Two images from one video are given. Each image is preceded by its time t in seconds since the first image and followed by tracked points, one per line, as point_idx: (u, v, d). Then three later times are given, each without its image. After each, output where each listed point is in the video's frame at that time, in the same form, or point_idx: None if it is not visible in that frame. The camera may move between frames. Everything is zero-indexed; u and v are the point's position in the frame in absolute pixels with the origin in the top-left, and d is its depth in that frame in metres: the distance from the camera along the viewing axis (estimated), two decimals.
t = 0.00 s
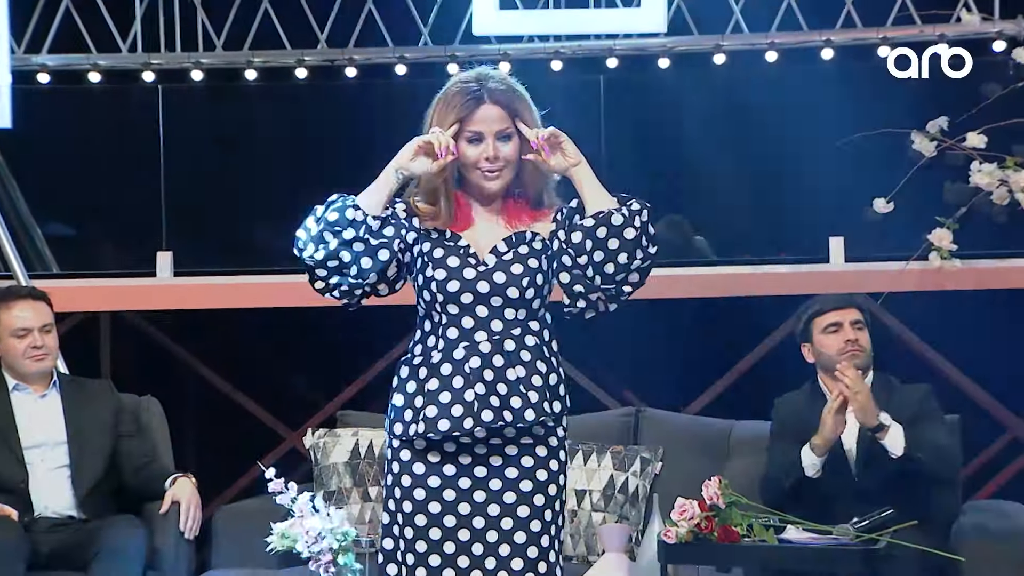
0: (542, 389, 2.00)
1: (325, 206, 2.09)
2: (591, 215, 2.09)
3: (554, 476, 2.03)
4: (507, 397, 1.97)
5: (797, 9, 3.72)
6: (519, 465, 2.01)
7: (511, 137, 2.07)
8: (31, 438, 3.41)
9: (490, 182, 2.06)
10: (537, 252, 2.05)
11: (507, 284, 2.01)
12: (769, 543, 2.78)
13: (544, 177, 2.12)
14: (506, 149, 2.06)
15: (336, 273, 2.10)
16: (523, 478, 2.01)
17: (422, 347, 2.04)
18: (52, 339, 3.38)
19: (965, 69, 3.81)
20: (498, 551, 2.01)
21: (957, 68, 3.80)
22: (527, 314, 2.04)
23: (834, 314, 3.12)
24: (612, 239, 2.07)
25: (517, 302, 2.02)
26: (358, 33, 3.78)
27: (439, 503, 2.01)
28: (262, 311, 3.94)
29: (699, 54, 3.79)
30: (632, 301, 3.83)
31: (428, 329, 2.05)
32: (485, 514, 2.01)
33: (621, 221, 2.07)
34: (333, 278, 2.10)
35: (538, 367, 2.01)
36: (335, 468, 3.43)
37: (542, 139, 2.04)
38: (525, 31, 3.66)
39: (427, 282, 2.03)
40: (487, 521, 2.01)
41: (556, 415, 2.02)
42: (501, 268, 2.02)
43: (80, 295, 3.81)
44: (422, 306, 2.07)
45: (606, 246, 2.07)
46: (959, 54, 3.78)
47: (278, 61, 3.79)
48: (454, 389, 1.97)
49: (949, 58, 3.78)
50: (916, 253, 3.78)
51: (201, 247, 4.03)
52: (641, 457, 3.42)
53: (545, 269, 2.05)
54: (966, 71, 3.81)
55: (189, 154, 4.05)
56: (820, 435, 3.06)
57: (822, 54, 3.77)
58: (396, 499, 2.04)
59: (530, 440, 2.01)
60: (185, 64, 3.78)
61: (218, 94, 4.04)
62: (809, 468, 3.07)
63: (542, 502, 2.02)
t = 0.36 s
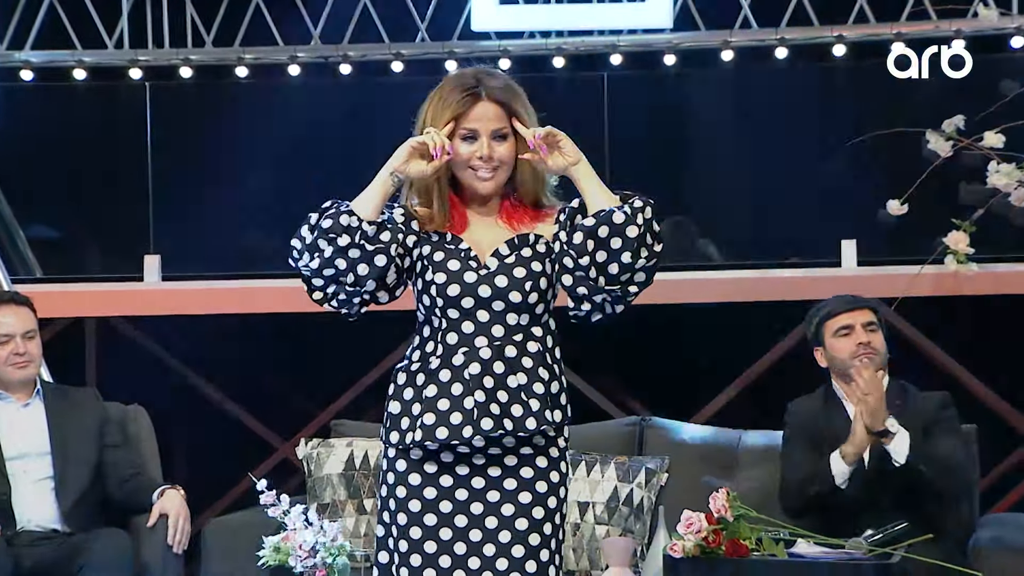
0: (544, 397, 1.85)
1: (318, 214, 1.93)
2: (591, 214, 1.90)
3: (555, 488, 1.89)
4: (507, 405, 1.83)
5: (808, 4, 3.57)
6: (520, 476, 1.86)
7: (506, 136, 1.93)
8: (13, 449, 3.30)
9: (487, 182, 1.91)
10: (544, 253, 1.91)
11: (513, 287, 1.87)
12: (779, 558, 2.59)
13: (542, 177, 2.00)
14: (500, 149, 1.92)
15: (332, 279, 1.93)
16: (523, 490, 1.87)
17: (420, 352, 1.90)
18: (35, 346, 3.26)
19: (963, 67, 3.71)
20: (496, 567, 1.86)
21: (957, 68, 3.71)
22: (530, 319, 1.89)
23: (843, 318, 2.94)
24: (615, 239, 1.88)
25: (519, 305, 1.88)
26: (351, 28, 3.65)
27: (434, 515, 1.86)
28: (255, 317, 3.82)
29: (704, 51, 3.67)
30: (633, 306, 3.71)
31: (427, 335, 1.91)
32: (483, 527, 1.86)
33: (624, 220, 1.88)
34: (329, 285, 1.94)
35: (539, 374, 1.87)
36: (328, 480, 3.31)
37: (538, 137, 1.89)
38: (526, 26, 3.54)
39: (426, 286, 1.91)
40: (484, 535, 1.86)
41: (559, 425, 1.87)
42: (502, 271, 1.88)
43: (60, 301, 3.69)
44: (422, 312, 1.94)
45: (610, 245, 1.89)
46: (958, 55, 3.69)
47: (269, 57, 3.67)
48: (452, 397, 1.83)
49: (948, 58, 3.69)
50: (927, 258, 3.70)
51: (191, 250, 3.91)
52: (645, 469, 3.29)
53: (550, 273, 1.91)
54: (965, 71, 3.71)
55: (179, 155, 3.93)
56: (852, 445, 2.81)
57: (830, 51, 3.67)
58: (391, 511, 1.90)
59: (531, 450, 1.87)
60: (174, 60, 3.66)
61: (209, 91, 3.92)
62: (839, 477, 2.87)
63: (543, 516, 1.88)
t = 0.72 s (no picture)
0: (539, 408, 1.79)
1: (308, 222, 1.84)
2: (587, 223, 1.86)
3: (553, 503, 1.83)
4: (501, 417, 1.76)
5: None
6: (514, 490, 1.81)
7: (498, 138, 1.87)
8: None
9: (479, 188, 1.86)
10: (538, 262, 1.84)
11: (507, 293, 1.81)
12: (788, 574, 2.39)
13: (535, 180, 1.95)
14: (493, 151, 1.86)
15: (324, 290, 1.84)
16: (519, 505, 1.81)
17: (411, 362, 1.82)
18: (18, 352, 3.14)
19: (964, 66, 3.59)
20: None
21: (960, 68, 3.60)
22: (524, 328, 1.83)
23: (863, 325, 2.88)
24: (612, 249, 1.83)
25: (512, 313, 1.81)
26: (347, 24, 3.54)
27: (427, 530, 1.79)
28: (248, 322, 3.72)
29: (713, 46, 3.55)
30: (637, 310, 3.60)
31: (417, 345, 1.84)
32: (477, 542, 1.80)
33: (620, 229, 1.84)
34: (321, 295, 1.85)
35: (534, 385, 1.80)
36: (323, 491, 3.19)
37: (531, 142, 1.85)
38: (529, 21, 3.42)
39: (417, 294, 1.83)
40: (479, 551, 1.80)
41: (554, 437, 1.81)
42: (497, 278, 1.81)
43: (40, 310, 3.61)
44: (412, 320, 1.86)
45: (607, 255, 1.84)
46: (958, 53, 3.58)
47: (261, 52, 3.56)
48: (444, 407, 1.76)
49: (949, 58, 3.58)
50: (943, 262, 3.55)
51: (182, 252, 3.79)
52: (651, 480, 3.17)
53: (546, 280, 1.85)
54: (966, 70, 3.60)
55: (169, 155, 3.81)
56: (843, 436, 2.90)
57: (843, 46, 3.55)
58: (381, 526, 1.83)
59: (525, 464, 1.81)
60: (162, 56, 3.55)
61: (199, 90, 3.81)
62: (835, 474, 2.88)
63: (540, 532, 1.82)
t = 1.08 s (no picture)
0: (539, 419, 1.67)
1: (300, 218, 1.72)
2: (593, 226, 1.73)
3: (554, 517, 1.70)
4: (500, 428, 1.64)
5: None
6: (514, 503, 1.68)
7: (504, 135, 1.76)
8: None
9: (484, 187, 1.75)
10: (533, 265, 1.72)
11: (503, 299, 1.68)
12: None
13: (541, 180, 1.84)
14: (498, 148, 1.75)
15: (315, 290, 1.71)
16: (519, 518, 1.68)
17: (404, 372, 1.70)
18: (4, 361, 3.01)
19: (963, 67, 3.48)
20: None
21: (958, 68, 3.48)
22: (521, 334, 1.70)
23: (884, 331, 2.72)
24: (618, 253, 1.71)
25: (508, 320, 1.69)
26: (346, 20, 3.43)
27: (424, 546, 1.67)
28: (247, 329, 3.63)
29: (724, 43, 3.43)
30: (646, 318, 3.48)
31: (410, 353, 1.71)
32: (477, 559, 1.67)
33: (628, 232, 1.71)
34: (311, 295, 1.71)
35: (533, 395, 1.68)
36: (322, 507, 3.06)
37: (538, 139, 1.74)
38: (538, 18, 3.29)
39: (409, 299, 1.71)
40: (478, 568, 1.67)
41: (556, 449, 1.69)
42: (495, 284, 1.69)
43: (29, 316, 3.49)
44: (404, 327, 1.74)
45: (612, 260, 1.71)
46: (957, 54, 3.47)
47: (255, 50, 3.46)
48: (440, 418, 1.64)
49: (949, 57, 3.47)
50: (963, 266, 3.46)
51: (177, 258, 3.68)
52: (663, 495, 3.06)
53: (543, 285, 1.72)
54: (966, 70, 3.48)
55: (161, 156, 3.69)
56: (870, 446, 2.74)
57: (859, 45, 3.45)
58: (376, 544, 1.70)
59: (526, 476, 1.68)
60: (155, 54, 3.45)
61: (192, 89, 3.69)
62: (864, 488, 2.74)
63: (541, 547, 1.69)
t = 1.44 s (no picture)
0: (546, 431, 1.54)
1: (300, 233, 1.59)
2: (602, 229, 1.60)
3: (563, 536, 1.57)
4: (507, 440, 1.52)
5: None
6: (520, 519, 1.55)
7: (503, 137, 1.64)
8: None
9: (482, 192, 1.63)
10: (545, 270, 1.60)
11: (514, 305, 1.57)
12: None
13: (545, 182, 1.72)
14: (496, 151, 1.63)
15: (321, 307, 1.59)
16: (525, 534, 1.55)
17: (409, 383, 1.59)
18: None
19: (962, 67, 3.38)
20: None
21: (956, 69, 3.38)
22: (532, 343, 1.58)
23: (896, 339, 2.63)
24: (631, 256, 1.57)
25: (519, 329, 1.57)
26: (345, 17, 3.32)
27: (426, 564, 1.55)
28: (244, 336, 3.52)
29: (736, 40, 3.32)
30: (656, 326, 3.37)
31: (416, 363, 1.60)
32: None
33: (640, 234, 1.57)
34: (316, 312, 1.59)
35: (542, 405, 1.56)
36: (320, 522, 2.95)
37: (541, 142, 1.61)
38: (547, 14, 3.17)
39: (415, 308, 1.60)
40: None
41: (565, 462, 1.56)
42: (506, 290, 1.57)
43: (19, 326, 3.36)
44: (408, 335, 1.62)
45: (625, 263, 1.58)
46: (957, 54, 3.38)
47: (252, 47, 3.34)
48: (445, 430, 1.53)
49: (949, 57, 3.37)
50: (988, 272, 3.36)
51: (171, 263, 3.57)
52: (675, 510, 2.94)
53: (554, 291, 1.60)
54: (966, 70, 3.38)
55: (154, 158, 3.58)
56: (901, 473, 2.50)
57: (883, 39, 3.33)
58: (378, 561, 1.59)
59: (533, 490, 1.56)
60: (148, 52, 3.34)
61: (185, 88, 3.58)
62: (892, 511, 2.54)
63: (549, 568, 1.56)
